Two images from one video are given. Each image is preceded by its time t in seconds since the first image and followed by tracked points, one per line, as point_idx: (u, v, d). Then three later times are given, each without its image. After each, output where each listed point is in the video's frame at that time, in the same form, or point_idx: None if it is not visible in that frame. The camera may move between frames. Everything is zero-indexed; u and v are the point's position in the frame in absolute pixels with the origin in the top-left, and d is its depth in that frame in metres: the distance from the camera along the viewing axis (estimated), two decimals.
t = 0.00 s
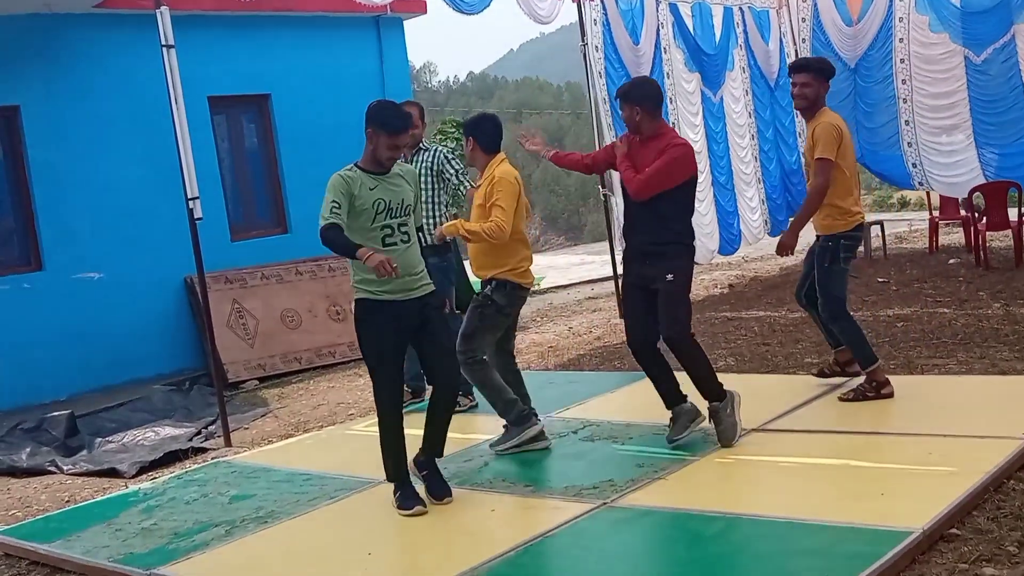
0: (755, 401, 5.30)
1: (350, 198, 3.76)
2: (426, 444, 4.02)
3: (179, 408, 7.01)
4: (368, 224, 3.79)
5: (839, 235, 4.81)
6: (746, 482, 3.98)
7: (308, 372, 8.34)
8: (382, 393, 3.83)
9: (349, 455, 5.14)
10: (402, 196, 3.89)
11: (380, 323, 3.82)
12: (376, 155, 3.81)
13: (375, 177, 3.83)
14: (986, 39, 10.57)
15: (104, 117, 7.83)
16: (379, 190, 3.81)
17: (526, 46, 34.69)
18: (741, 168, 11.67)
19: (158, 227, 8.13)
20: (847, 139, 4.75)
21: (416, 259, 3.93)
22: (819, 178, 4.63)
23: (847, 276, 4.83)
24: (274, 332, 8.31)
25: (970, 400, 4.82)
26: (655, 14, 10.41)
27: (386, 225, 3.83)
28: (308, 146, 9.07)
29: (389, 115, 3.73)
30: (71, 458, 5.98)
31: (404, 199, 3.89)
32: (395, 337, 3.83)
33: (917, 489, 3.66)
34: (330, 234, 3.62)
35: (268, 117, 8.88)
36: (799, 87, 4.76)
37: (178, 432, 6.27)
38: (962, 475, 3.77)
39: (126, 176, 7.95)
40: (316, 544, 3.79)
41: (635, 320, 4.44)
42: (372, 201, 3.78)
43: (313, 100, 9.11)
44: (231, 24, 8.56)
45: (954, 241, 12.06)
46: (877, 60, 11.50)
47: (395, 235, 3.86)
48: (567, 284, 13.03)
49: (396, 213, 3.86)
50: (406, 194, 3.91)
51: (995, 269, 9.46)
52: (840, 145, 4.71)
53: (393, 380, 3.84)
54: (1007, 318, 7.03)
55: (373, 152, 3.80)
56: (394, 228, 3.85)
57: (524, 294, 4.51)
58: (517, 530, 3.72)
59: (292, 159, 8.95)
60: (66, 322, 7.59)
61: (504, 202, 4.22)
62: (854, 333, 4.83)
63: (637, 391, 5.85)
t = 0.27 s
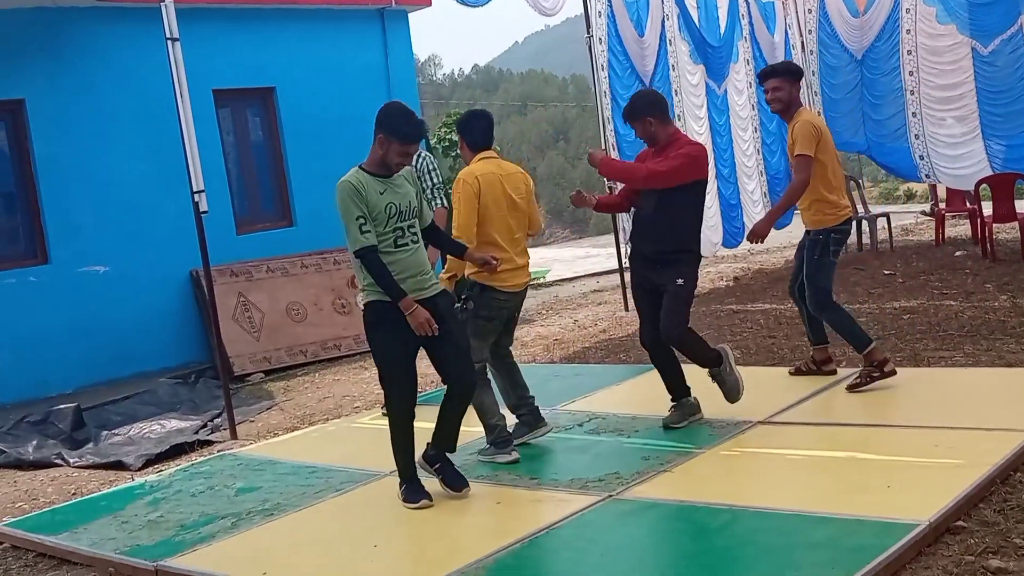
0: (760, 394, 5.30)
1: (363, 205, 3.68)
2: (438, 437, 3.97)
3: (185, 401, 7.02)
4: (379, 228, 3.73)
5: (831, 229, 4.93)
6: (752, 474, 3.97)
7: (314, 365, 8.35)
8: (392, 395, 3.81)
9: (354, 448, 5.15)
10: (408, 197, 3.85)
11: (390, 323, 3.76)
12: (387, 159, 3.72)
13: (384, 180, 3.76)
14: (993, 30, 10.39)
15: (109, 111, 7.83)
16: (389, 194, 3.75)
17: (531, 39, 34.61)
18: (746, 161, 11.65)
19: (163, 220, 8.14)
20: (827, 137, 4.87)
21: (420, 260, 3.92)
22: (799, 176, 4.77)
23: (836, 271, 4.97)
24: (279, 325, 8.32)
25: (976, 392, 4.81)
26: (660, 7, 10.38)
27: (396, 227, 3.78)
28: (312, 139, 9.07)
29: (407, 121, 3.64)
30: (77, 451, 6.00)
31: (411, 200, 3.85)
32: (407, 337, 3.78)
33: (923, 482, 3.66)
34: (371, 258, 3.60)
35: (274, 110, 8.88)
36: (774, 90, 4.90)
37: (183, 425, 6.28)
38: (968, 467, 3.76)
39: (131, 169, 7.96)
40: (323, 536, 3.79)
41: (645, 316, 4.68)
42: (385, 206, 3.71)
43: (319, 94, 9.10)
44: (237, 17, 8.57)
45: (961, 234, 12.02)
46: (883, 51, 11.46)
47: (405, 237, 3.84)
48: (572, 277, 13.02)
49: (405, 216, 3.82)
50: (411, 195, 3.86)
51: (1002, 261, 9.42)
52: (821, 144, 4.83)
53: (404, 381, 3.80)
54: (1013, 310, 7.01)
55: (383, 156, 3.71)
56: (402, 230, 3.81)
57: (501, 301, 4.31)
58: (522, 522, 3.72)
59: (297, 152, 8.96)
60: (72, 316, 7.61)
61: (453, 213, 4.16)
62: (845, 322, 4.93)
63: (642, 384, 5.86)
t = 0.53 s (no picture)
0: (753, 394, 5.31)
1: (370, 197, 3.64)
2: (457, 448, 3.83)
3: (178, 403, 7.01)
4: (386, 225, 3.68)
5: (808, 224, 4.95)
6: (745, 476, 3.98)
7: (307, 366, 8.35)
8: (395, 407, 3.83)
9: (348, 449, 5.15)
10: (418, 191, 3.76)
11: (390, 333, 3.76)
12: (398, 152, 3.68)
13: (394, 175, 3.71)
14: (987, 31, 10.39)
15: (101, 112, 7.82)
16: (398, 188, 3.69)
17: (525, 40, 34.60)
18: (737, 163, 11.67)
19: (156, 221, 8.12)
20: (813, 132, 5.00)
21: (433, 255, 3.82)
22: (812, 167, 4.82)
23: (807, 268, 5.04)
24: (272, 327, 8.31)
25: (968, 393, 4.82)
26: (654, 8, 10.39)
27: (405, 224, 3.71)
28: (307, 140, 9.06)
29: (418, 113, 3.60)
30: (70, 453, 5.98)
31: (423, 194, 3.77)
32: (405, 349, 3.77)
33: (916, 482, 3.67)
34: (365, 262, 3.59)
35: (267, 111, 8.86)
36: (763, 85, 4.91)
37: (177, 427, 6.27)
38: (961, 468, 3.77)
39: (124, 170, 7.94)
40: (317, 537, 3.79)
41: (646, 313, 4.59)
42: (392, 200, 3.66)
43: (312, 94, 9.09)
44: (230, 17, 8.55)
45: (954, 235, 12.06)
46: (876, 54, 11.48)
47: (416, 232, 3.76)
48: (566, 278, 13.02)
49: (416, 210, 3.75)
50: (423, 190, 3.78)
51: (994, 263, 9.45)
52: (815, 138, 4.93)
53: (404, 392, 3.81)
54: (1006, 311, 7.03)
55: (395, 148, 3.67)
56: (411, 226, 3.73)
57: (485, 304, 4.28)
58: (516, 523, 3.73)
59: (290, 153, 8.94)
60: (64, 318, 7.59)
61: (431, 215, 4.20)
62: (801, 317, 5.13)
63: (636, 384, 5.86)
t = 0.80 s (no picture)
0: (750, 397, 5.31)
1: (404, 189, 3.65)
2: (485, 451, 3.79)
3: (174, 404, 7.00)
4: (418, 220, 3.68)
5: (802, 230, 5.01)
6: (740, 478, 3.98)
7: (304, 367, 8.34)
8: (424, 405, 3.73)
9: (344, 451, 5.14)
10: (456, 189, 3.73)
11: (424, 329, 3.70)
12: (437, 148, 3.70)
13: (433, 170, 3.71)
14: (983, 35, 10.39)
15: (98, 112, 7.81)
16: (434, 182, 3.68)
17: (523, 42, 34.59)
18: (730, 166, 11.67)
19: (152, 222, 8.11)
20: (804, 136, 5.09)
21: (472, 256, 3.76)
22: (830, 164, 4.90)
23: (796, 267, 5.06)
24: (269, 328, 8.30)
25: (964, 397, 4.83)
26: (651, 11, 10.41)
27: (439, 220, 3.68)
28: (304, 141, 9.06)
29: (456, 106, 3.62)
30: (65, 454, 5.97)
31: (460, 191, 3.75)
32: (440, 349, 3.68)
33: (911, 486, 3.67)
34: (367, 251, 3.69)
35: (264, 112, 8.86)
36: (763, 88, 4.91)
37: (173, 428, 6.26)
38: (956, 471, 3.78)
39: (121, 171, 7.94)
40: (312, 539, 3.79)
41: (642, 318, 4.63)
42: (427, 193, 3.65)
43: (308, 96, 9.08)
44: (227, 18, 8.55)
45: (950, 238, 12.07)
46: (873, 57, 11.48)
47: (452, 230, 3.72)
48: (563, 281, 13.01)
49: (454, 206, 3.72)
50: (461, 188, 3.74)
51: (990, 266, 9.46)
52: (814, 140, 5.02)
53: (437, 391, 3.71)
54: (1002, 314, 7.04)
55: (436, 143, 3.69)
56: (447, 222, 3.70)
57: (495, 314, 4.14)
58: (512, 525, 3.73)
59: (287, 154, 8.93)
60: (60, 318, 7.58)
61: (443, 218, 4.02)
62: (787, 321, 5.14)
63: (632, 387, 5.86)
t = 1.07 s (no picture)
0: (748, 400, 5.32)
1: (440, 180, 3.65)
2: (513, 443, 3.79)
3: (173, 407, 7.00)
4: (453, 212, 3.67)
5: (787, 229, 4.96)
6: (739, 482, 3.98)
7: (302, 370, 8.34)
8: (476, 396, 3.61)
9: (343, 454, 5.14)
10: (489, 185, 3.75)
11: (470, 320, 3.63)
12: (471, 141, 3.71)
13: (465, 164, 3.73)
14: (981, 38, 10.43)
15: (96, 115, 7.81)
16: (468, 176, 3.69)
17: (520, 45, 34.62)
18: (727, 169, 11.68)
19: (150, 225, 8.11)
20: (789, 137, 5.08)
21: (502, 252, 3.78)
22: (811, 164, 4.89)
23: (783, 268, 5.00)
24: (267, 331, 8.30)
25: (962, 399, 4.83)
26: (649, 14, 10.43)
27: (473, 214, 3.69)
28: (302, 144, 9.07)
29: (496, 96, 3.64)
30: (63, 458, 5.96)
31: (492, 188, 3.77)
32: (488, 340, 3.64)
33: (909, 488, 3.67)
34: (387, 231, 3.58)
35: (262, 115, 8.86)
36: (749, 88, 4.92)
37: (171, 431, 6.25)
38: (954, 474, 3.78)
39: (119, 174, 7.93)
40: (311, 543, 3.78)
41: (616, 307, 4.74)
42: (462, 186, 3.66)
43: (306, 99, 9.08)
44: (225, 21, 8.55)
45: (948, 241, 12.09)
46: (871, 59, 11.49)
47: (486, 224, 3.73)
48: (561, 283, 13.01)
49: (487, 200, 3.74)
50: (493, 184, 3.77)
51: (987, 269, 9.47)
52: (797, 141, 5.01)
53: (494, 382, 3.63)
54: (1000, 317, 7.05)
55: (474, 135, 3.70)
56: (481, 216, 3.71)
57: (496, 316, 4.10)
58: (509, 528, 3.72)
59: (284, 157, 8.93)
60: (58, 321, 7.57)
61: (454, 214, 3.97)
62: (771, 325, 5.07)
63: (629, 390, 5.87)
